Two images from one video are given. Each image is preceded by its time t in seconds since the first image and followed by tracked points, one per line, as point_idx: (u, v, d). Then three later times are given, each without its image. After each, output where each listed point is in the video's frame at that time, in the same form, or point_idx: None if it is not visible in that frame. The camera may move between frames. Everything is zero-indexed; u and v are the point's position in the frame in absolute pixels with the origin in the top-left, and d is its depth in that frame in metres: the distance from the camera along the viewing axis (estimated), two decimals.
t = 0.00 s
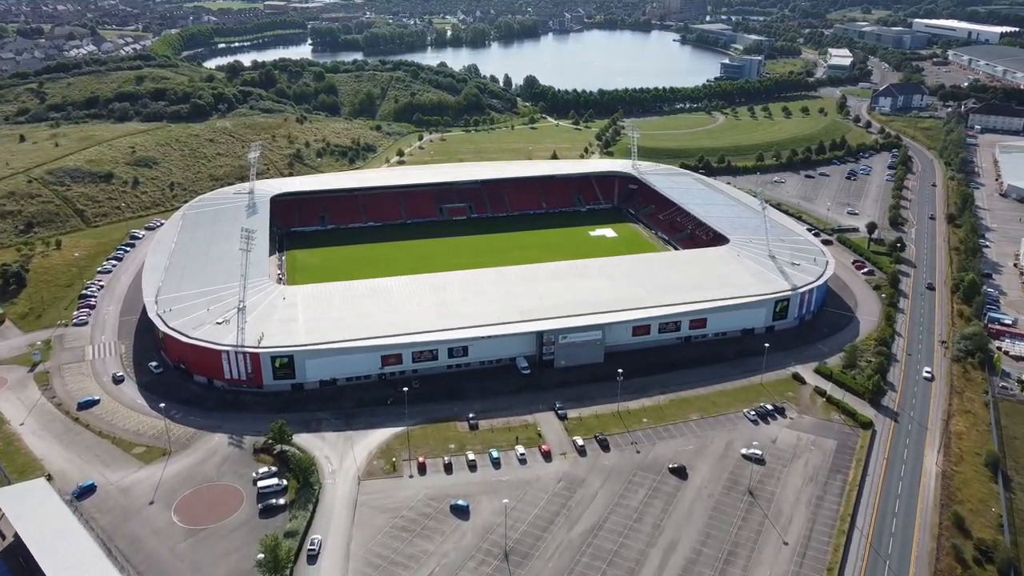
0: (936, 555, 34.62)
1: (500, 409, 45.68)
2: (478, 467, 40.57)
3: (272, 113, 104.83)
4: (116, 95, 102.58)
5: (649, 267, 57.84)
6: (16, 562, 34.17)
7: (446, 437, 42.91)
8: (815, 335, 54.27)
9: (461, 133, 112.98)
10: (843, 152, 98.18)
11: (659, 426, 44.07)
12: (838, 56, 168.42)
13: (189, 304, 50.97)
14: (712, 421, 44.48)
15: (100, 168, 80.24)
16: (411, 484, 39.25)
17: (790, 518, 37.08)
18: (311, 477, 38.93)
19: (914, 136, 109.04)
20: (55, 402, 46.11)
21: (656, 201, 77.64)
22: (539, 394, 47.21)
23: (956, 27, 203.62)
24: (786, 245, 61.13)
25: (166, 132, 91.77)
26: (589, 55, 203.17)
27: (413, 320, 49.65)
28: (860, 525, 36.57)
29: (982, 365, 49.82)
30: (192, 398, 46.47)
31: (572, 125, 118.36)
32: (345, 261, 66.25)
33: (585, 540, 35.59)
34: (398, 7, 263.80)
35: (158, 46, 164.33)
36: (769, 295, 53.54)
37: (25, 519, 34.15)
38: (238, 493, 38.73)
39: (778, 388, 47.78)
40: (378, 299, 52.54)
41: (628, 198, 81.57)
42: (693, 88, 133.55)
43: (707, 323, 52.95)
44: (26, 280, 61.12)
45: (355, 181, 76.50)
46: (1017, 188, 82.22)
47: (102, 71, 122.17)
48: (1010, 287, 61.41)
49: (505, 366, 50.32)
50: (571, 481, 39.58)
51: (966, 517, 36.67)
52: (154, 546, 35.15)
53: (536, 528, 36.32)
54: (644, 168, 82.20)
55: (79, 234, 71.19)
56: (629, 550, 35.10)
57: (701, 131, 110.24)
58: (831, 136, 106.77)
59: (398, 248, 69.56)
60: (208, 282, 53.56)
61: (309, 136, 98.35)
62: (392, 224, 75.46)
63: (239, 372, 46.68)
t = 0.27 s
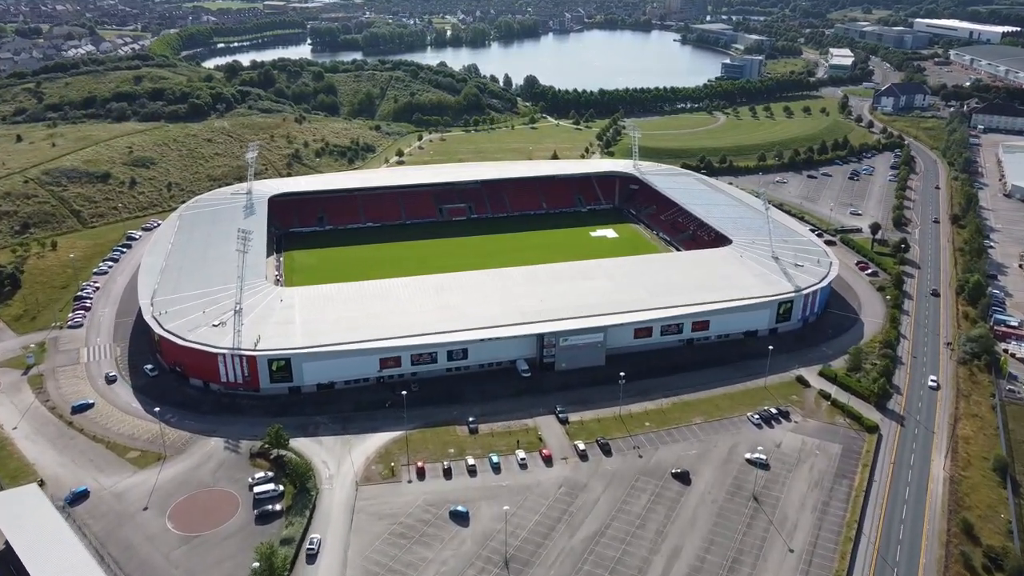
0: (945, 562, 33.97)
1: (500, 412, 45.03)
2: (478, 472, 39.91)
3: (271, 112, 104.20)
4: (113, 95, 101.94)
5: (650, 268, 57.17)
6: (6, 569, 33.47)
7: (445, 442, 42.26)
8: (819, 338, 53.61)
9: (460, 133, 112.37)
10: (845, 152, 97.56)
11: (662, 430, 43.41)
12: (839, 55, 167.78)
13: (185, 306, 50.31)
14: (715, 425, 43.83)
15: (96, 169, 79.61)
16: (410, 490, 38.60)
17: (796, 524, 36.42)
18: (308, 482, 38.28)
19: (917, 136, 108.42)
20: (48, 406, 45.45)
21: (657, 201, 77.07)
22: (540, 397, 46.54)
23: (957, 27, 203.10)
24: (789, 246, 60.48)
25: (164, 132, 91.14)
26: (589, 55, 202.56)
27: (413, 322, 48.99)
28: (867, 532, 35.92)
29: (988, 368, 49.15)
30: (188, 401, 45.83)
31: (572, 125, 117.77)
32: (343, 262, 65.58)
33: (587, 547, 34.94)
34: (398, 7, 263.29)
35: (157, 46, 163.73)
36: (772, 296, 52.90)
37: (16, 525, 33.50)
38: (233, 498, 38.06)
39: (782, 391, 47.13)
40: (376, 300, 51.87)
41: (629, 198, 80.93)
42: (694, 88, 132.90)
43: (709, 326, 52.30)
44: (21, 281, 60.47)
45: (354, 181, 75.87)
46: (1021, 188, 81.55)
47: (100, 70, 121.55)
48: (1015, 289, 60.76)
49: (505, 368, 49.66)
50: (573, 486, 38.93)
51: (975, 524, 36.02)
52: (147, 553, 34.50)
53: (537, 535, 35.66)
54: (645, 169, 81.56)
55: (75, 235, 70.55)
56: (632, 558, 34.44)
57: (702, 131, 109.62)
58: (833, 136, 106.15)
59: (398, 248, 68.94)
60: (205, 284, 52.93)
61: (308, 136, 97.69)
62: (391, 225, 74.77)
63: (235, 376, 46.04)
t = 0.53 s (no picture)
0: (956, 571, 33.21)
1: (501, 417, 44.25)
2: (478, 479, 39.14)
3: (269, 112, 103.44)
4: (110, 95, 101.15)
5: (653, 269, 56.40)
6: None
7: (444, 447, 41.49)
8: (824, 340, 52.83)
9: (460, 133, 111.63)
10: (848, 152, 96.81)
11: (665, 435, 42.64)
12: (841, 55, 167.05)
13: (180, 308, 49.55)
14: (720, 430, 43.05)
15: (93, 169, 78.84)
16: (408, 497, 37.82)
17: (802, 532, 35.64)
18: (304, 489, 37.52)
19: (920, 136, 107.66)
20: (41, 410, 44.68)
21: (659, 201, 76.36)
22: (541, 401, 45.77)
23: (959, 26, 202.26)
24: (793, 247, 59.71)
25: (161, 132, 90.36)
26: (590, 55, 201.75)
27: (411, 325, 48.23)
28: (875, 540, 35.14)
29: (996, 371, 48.40)
30: (183, 406, 45.06)
31: (573, 125, 117.00)
32: (341, 263, 64.81)
33: (589, 556, 34.16)
34: (398, 6, 262.44)
35: (155, 46, 162.95)
36: (776, 298, 52.14)
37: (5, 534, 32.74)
38: (228, 505, 37.29)
39: (787, 395, 46.35)
40: (375, 302, 51.10)
41: (631, 199, 80.16)
42: (695, 88, 132.14)
43: (713, 328, 51.55)
44: (15, 283, 59.69)
45: (353, 181, 75.11)
46: None
47: (97, 70, 120.78)
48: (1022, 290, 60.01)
49: (505, 371, 48.90)
50: (574, 493, 38.15)
51: (986, 532, 35.26)
52: (139, 562, 33.73)
53: (538, 543, 34.88)
54: (647, 169, 80.79)
55: (70, 236, 69.76)
56: (635, 567, 33.67)
57: (704, 131, 108.85)
58: (836, 136, 105.40)
59: (397, 249, 68.21)
60: (201, 285, 52.16)
61: (307, 136, 96.93)
62: (390, 226, 74.00)
63: (231, 379, 45.27)
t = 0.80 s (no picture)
0: None
1: (501, 421, 43.48)
2: (478, 485, 38.36)
3: (267, 112, 102.69)
4: (107, 95, 100.37)
5: (655, 271, 55.64)
6: None
7: (443, 452, 40.72)
8: (829, 343, 52.07)
9: (460, 132, 110.90)
10: (850, 152, 96.07)
11: (668, 439, 41.88)
12: (843, 54, 166.35)
13: (176, 310, 48.79)
14: (724, 435, 42.29)
15: (89, 169, 78.08)
16: (407, 504, 37.05)
17: (809, 540, 34.86)
18: (301, 496, 36.74)
19: (923, 136, 106.90)
20: (33, 415, 43.91)
21: (660, 202, 75.79)
22: (542, 405, 45.00)
23: (960, 26, 201.49)
24: (797, 247, 58.97)
25: (158, 132, 89.60)
26: (590, 54, 200.97)
27: (411, 328, 47.47)
28: (884, 548, 34.39)
29: (1004, 374, 47.66)
30: (178, 410, 44.29)
31: (573, 125, 116.28)
32: (340, 264, 64.05)
33: (592, 565, 33.39)
34: (398, 6, 261.71)
35: (153, 45, 162.16)
36: (781, 300, 51.39)
37: None
38: (222, 513, 36.50)
39: (792, 398, 45.58)
40: (373, 305, 50.34)
41: (632, 199, 79.49)
42: (696, 87, 131.41)
43: (716, 330, 50.79)
44: (8, 285, 58.90)
45: (351, 181, 74.35)
46: None
47: (95, 70, 120.04)
48: None
49: (505, 375, 48.14)
50: (576, 499, 37.39)
51: (997, 540, 34.51)
52: (131, 571, 32.96)
53: (539, 551, 34.11)
54: (648, 169, 80.06)
55: (66, 237, 68.98)
56: None
57: (705, 131, 108.14)
58: (838, 136, 104.66)
59: (397, 250, 67.45)
60: (197, 287, 51.43)
61: (305, 136, 96.20)
62: (389, 227, 73.24)
63: (227, 383, 44.52)
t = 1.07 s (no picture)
0: None
1: (501, 425, 42.81)
2: (478, 491, 37.69)
3: (266, 112, 102.06)
4: (105, 94, 99.69)
5: (657, 272, 54.97)
6: None
7: (442, 457, 40.07)
8: (834, 345, 51.41)
9: (460, 132, 110.30)
10: (853, 152, 95.48)
11: (671, 444, 41.21)
12: (844, 54, 165.73)
13: (172, 312, 48.13)
14: (727, 439, 41.64)
15: (85, 169, 77.43)
16: (405, 510, 36.38)
17: (815, 547, 34.19)
18: (297, 502, 36.06)
19: (926, 136, 106.28)
20: (26, 418, 43.23)
21: (662, 202, 75.41)
22: (543, 409, 44.32)
23: (962, 26, 200.87)
24: (801, 248, 58.35)
25: (156, 132, 88.94)
26: (590, 54, 200.38)
27: (410, 330, 46.82)
28: (892, 555, 33.72)
29: (1011, 377, 47.00)
30: (173, 414, 43.62)
31: (574, 125, 115.66)
32: (338, 265, 63.38)
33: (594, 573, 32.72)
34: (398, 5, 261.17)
35: (152, 45, 161.54)
36: (785, 301, 50.73)
37: None
38: (217, 519, 35.83)
39: (797, 402, 44.93)
40: (372, 307, 49.69)
41: (633, 200, 78.85)
42: (697, 87, 130.82)
43: (719, 332, 50.14)
44: (3, 286, 58.23)
45: (350, 181, 73.71)
46: None
47: (93, 69, 119.40)
48: None
49: (506, 378, 47.48)
50: (578, 505, 36.73)
51: (1007, 547, 33.85)
52: None
53: (540, 559, 33.44)
54: (650, 169, 79.42)
55: (62, 238, 68.33)
56: None
57: (706, 131, 107.55)
58: (840, 136, 104.06)
59: (396, 251, 66.78)
60: (193, 289, 50.76)
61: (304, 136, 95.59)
62: (388, 227, 72.57)
63: (223, 387, 43.85)
